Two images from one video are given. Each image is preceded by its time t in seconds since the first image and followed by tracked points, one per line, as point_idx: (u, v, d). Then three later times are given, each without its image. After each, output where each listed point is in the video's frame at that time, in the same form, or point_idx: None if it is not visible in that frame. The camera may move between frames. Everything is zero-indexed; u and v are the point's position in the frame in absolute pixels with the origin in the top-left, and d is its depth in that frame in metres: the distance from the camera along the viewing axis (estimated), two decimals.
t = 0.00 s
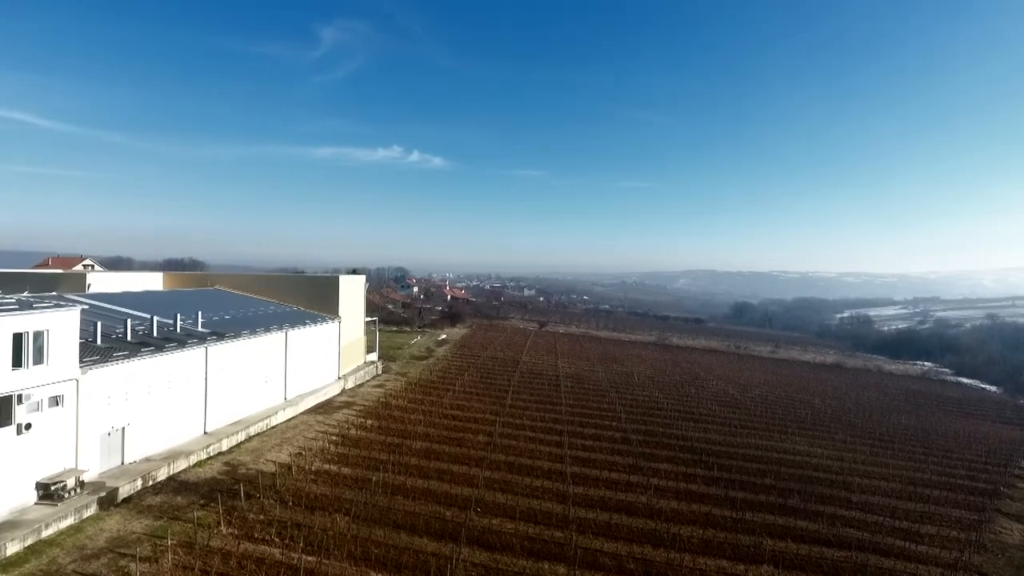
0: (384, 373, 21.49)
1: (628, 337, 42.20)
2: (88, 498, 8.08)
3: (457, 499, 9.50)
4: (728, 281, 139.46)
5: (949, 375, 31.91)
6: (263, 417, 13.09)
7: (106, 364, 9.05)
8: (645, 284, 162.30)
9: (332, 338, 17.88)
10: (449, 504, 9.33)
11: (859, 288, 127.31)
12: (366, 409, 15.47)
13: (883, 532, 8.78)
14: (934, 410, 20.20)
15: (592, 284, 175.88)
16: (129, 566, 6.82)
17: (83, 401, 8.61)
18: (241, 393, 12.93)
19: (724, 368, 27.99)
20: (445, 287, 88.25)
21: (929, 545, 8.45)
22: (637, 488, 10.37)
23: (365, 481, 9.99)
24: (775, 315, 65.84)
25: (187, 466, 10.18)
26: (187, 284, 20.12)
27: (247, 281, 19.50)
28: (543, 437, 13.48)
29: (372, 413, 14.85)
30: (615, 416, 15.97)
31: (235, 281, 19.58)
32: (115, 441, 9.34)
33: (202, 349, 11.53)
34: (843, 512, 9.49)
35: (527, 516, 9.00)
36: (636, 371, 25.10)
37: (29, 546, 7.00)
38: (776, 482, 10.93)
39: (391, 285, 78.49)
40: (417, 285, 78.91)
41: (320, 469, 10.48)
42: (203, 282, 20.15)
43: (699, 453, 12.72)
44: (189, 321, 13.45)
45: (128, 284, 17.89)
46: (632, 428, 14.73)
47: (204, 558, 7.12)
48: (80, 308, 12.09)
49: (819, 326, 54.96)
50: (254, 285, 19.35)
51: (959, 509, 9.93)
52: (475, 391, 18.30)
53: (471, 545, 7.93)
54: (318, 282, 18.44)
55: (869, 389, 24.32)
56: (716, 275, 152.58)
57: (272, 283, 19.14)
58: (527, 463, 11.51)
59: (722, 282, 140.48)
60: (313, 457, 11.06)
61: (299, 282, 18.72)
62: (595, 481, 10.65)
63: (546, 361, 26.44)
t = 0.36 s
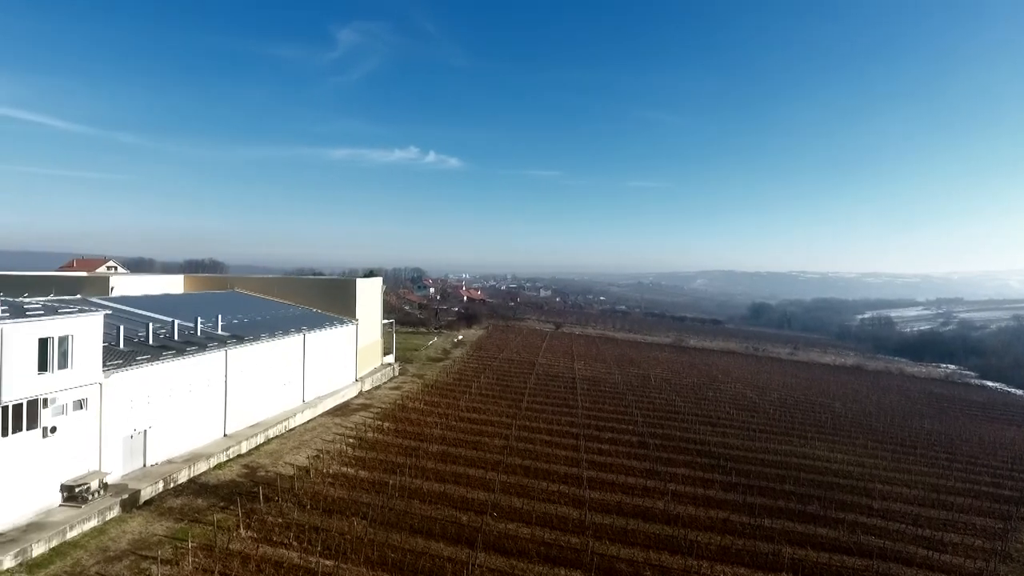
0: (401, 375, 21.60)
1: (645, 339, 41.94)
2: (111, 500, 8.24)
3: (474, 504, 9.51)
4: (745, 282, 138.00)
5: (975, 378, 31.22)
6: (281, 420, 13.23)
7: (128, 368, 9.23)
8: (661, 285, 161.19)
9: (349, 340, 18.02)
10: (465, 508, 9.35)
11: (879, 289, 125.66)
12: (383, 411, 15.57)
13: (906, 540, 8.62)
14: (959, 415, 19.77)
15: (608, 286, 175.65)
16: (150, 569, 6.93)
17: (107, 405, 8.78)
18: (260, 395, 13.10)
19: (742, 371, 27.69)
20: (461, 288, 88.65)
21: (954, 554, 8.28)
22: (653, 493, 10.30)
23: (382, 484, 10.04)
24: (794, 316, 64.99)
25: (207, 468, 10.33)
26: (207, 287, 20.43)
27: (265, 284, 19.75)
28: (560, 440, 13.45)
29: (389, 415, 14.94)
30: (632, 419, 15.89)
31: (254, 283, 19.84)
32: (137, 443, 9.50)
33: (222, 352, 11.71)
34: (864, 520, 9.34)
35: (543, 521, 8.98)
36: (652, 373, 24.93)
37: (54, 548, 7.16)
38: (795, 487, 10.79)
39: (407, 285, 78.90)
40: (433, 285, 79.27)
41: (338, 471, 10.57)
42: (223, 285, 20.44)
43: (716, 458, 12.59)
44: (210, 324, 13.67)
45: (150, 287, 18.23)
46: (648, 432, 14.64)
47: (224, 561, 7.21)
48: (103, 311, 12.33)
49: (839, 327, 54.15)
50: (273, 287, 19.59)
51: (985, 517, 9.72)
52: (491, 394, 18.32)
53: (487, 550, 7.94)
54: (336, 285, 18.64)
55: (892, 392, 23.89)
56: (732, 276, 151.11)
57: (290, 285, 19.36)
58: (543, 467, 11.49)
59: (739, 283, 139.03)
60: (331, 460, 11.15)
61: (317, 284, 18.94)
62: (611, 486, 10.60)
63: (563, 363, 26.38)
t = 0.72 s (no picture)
0: (417, 377, 21.69)
1: (661, 340, 41.66)
2: (133, 502, 8.39)
3: (490, 508, 9.51)
4: (763, 283, 136.37)
5: (1001, 382, 30.48)
6: (299, 422, 13.36)
7: (150, 372, 9.39)
8: (677, 287, 159.93)
9: (366, 343, 18.14)
10: (482, 512, 9.36)
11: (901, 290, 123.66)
12: (399, 414, 15.64)
13: (929, 549, 8.45)
14: (985, 420, 19.32)
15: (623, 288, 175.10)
16: (171, 571, 7.04)
17: (129, 407, 8.96)
18: (279, 398, 13.25)
19: (760, 374, 27.36)
20: (477, 288, 88.89)
21: (978, 563, 8.10)
22: (670, 499, 10.23)
23: (398, 488, 10.09)
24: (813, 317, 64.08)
25: (226, 471, 10.47)
26: (227, 289, 20.72)
27: (284, 287, 19.98)
28: (576, 444, 13.40)
29: (406, 418, 15.00)
30: (649, 423, 15.79)
31: (273, 286, 20.08)
32: (158, 446, 9.67)
33: (241, 355, 11.87)
34: (885, 527, 9.18)
35: (560, 526, 8.96)
36: (669, 376, 24.76)
37: (78, 549, 7.30)
38: (815, 493, 10.64)
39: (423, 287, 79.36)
40: (449, 286, 79.53)
41: (355, 475, 10.64)
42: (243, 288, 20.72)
43: (735, 463, 12.46)
44: (229, 327, 13.87)
45: (172, 290, 18.54)
46: (666, 436, 14.53)
47: (243, 564, 7.30)
48: (126, 315, 12.59)
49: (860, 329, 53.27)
50: (291, 290, 19.82)
51: (1012, 526, 9.48)
52: (507, 397, 18.32)
53: (503, 556, 7.94)
54: (353, 288, 18.80)
55: (915, 396, 23.41)
56: (750, 277, 149.48)
57: (308, 288, 19.57)
58: (559, 471, 11.46)
59: (757, 284, 137.39)
60: (349, 463, 11.23)
61: (335, 288, 19.12)
62: (628, 491, 10.54)
63: (579, 365, 26.29)
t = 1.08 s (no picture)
0: (434, 378, 21.78)
1: (678, 342, 41.32)
2: (155, 504, 8.54)
3: (506, 513, 9.52)
4: (781, 283, 134.66)
5: None
6: (317, 425, 13.49)
7: (171, 376, 9.56)
8: (692, 287, 158.60)
9: (383, 346, 18.27)
10: (498, 517, 9.37)
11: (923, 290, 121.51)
12: (416, 416, 15.72)
13: (952, 558, 8.29)
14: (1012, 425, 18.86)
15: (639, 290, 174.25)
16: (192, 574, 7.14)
17: (151, 411, 9.12)
18: (298, 401, 13.41)
19: (779, 376, 27.01)
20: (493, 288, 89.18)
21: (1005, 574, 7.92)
22: (687, 504, 10.16)
23: (415, 491, 10.14)
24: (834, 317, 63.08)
25: (246, 473, 10.61)
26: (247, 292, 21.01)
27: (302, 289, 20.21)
28: (592, 448, 13.37)
29: (423, 420, 15.07)
30: (666, 427, 15.68)
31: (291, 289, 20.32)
32: (180, 448, 9.83)
33: (260, 359, 12.04)
34: (908, 535, 9.01)
35: (576, 531, 8.95)
36: (686, 378, 24.56)
37: (102, 551, 7.44)
38: (835, 500, 10.49)
39: (439, 287, 79.79)
40: (465, 286, 79.85)
41: (372, 478, 10.71)
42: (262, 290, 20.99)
43: (753, 468, 12.32)
44: (249, 330, 14.07)
45: (193, 293, 18.85)
46: (683, 439, 14.43)
47: (263, 567, 7.38)
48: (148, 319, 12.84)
49: (882, 330, 52.34)
50: (309, 293, 20.04)
51: None
52: (523, 399, 18.31)
53: (520, 561, 7.94)
54: (370, 290, 18.99)
55: (939, 400, 22.93)
56: (768, 278, 147.66)
57: (326, 291, 19.78)
58: (575, 475, 11.43)
59: (777, 284, 135.61)
60: (366, 466, 11.32)
61: (352, 290, 19.30)
62: (645, 496, 10.49)
63: (596, 367, 26.19)
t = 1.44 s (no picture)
0: (450, 380, 21.84)
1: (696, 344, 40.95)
2: (177, 506, 8.68)
3: (523, 518, 9.52)
4: (800, 284, 132.91)
5: None
6: (335, 427, 13.61)
7: (192, 380, 9.72)
8: (710, 288, 157.31)
9: (400, 349, 18.38)
10: (515, 521, 9.37)
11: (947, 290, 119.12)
12: (433, 419, 15.78)
13: (978, 568, 8.11)
14: None
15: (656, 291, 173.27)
16: None
17: (173, 414, 9.28)
18: (316, 403, 13.55)
19: (799, 379, 26.64)
20: (509, 289, 89.25)
21: None
22: (705, 510, 10.07)
23: (432, 495, 10.18)
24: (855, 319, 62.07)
25: (265, 476, 10.74)
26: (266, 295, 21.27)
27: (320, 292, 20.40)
28: (609, 452, 13.31)
29: (439, 423, 15.12)
30: (683, 430, 15.56)
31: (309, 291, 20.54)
32: (201, 451, 9.99)
33: (279, 362, 12.19)
34: (932, 544, 8.84)
35: (593, 536, 8.92)
36: (704, 381, 24.33)
37: (125, 552, 7.59)
38: (856, 507, 10.32)
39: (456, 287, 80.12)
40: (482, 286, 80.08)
41: (390, 481, 10.78)
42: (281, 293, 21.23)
43: (772, 473, 12.17)
44: (268, 333, 14.26)
45: (213, 296, 19.14)
46: (701, 444, 14.30)
47: (282, 570, 7.46)
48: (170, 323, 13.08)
49: (904, 332, 51.39)
50: (327, 295, 20.24)
51: None
52: (539, 402, 18.29)
53: (537, 567, 7.93)
54: (387, 293, 19.14)
55: (964, 404, 22.42)
56: (787, 278, 145.64)
57: (343, 294, 19.96)
58: (592, 480, 11.39)
59: (795, 285, 133.99)
60: (384, 469, 11.39)
61: (369, 293, 19.45)
62: (662, 501, 10.41)
63: (612, 369, 26.05)
